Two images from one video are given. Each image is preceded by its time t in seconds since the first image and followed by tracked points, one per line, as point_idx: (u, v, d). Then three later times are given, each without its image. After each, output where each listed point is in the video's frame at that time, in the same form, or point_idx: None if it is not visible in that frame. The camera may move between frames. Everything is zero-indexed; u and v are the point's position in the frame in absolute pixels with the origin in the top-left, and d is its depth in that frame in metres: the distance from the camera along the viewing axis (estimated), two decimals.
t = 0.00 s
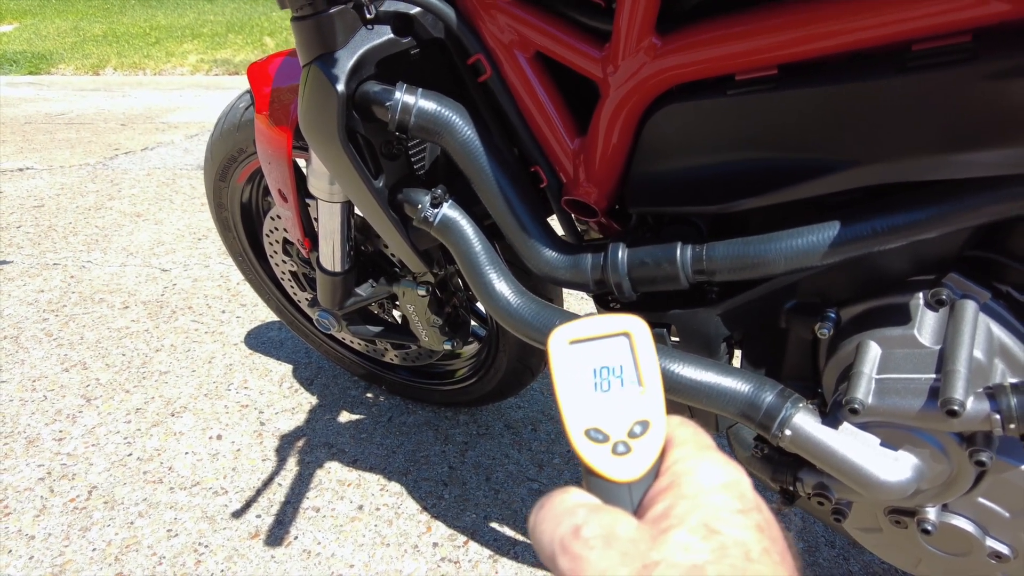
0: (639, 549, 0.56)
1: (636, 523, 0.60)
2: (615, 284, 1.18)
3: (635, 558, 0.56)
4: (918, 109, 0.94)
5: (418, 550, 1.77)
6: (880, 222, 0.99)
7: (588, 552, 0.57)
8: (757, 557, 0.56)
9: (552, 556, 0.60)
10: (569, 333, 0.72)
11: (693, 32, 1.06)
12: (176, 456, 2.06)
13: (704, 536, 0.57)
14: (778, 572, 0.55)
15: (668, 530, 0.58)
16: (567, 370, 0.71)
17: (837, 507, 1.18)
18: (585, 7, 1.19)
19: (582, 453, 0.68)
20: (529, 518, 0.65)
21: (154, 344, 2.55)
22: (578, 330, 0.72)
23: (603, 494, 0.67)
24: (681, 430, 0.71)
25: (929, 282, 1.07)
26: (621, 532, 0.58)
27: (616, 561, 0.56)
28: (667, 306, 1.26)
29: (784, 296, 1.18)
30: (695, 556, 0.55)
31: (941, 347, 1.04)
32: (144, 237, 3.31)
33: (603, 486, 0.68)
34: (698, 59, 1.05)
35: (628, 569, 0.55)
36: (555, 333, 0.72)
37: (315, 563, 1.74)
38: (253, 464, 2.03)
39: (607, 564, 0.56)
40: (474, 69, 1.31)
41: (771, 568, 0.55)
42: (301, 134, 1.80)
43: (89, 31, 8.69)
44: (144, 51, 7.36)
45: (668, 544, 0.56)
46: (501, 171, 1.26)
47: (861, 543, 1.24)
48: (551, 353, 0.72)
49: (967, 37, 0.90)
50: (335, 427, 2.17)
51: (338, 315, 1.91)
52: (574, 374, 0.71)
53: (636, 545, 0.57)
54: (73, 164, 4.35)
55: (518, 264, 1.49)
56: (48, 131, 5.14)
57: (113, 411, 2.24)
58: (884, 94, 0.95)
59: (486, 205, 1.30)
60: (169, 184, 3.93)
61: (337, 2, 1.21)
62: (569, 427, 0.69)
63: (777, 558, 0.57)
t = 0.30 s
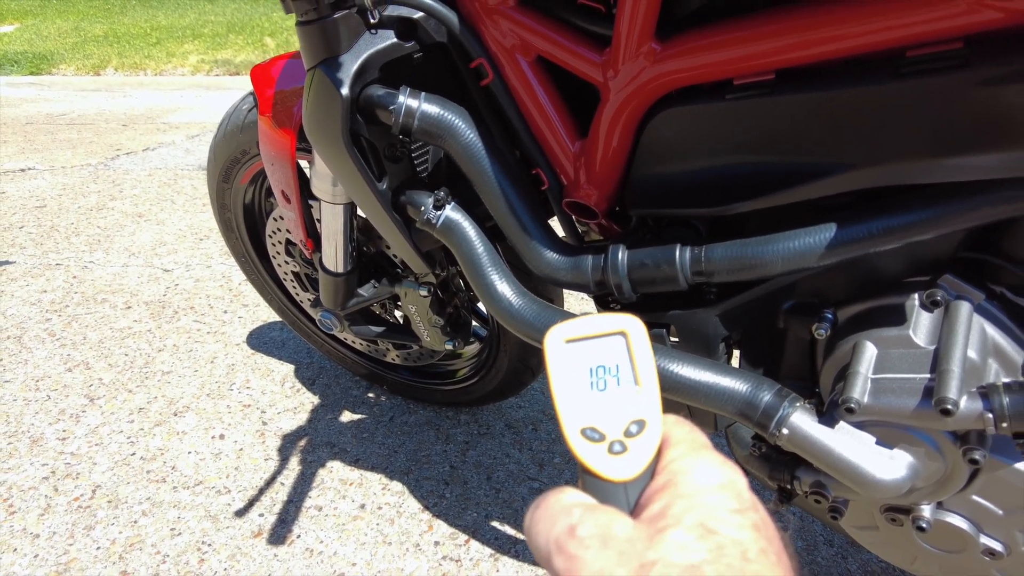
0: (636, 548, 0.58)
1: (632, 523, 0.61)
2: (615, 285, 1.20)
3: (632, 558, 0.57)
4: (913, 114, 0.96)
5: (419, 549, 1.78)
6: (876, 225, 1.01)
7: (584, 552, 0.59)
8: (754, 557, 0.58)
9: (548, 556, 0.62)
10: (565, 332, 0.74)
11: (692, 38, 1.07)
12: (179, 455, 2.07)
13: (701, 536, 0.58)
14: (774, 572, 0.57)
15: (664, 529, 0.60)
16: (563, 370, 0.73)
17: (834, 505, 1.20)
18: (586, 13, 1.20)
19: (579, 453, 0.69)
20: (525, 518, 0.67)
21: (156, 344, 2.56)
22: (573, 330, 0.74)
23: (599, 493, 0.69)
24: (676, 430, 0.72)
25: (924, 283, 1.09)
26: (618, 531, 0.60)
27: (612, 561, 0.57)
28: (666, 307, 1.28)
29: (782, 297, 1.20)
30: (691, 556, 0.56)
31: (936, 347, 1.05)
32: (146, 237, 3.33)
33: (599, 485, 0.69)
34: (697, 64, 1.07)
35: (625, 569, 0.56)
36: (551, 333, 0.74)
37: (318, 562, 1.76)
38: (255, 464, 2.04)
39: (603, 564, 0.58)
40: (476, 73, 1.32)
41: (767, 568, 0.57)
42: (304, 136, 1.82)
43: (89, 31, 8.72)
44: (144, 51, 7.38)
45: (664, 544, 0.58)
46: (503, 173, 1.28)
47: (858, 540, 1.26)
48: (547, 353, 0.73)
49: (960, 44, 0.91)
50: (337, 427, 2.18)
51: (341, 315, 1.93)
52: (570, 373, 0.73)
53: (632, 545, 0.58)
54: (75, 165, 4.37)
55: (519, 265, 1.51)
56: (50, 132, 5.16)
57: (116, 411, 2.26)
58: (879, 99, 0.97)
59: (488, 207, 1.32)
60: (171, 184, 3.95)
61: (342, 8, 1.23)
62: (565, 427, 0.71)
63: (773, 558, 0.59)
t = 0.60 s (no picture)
0: (639, 553, 0.59)
1: (633, 527, 0.62)
2: (614, 286, 1.21)
3: (634, 561, 0.58)
4: (908, 117, 0.97)
5: (420, 548, 1.80)
6: (873, 227, 1.02)
7: (587, 557, 0.60)
8: (754, 561, 0.59)
9: (550, 561, 0.63)
10: (565, 338, 0.75)
11: (691, 42, 1.09)
12: (181, 455, 2.09)
13: (702, 540, 0.60)
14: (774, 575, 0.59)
15: (667, 534, 0.61)
16: (563, 376, 0.73)
17: (831, 504, 1.21)
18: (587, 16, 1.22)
19: (581, 459, 0.70)
20: (527, 524, 0.67)
21: (158, 344, 2.58)
22: (573, 336, 0.75)
23: (601, 499, 0.69)
24: (676, 435, 0.74)
25: (920, 284, 1.10)
26: (620, 535, 0.61)
27: (615, 565, 0.58)
28: (665, 307, 1.29)
29: (780, 297, 1.21)
30: (693, 559, 0.58)
31: (931, 348, 1.07)
32: (147, 237, 3.34)
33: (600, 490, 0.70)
34: (696, 67, 1.08)
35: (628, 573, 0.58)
36: (551, 338, 0.74)
37: (319, 560, 1.77)
38: (257, 463, 2.06)
39: (605, 568, 0.59)
40: (478, 76, 1.34)
41: (767, 571, 0.59)
42: (305, 137, 1.83)
43: (89, 31, 8.74)
44: (145, 51, 7.41)
45: (667, 548, 0.59)
46: (504, 175, 1.29)
47: (855, 539, 1.28)
48: (547, 357, 0.74)
49: (955, 49, 0.93)
50: (338, 427, 2.20)
51: (342, 315, 1.94)
52: (570, 378, 0.74)
53: (635, 549, 0.60)
54: (75, 165, 4.38)
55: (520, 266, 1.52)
56: (50, 132, 5.18)
57: (118, 410, 2.27)
58: (875, 102, 0.98)
59: (489, 208, 1.33)
60: (172, 185, 3.96)
61: (344, 12, 1.24)
62: (566, 432, 0.71)
63: (774, 561, 0.60)
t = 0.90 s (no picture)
0: (638, 552, 0.59)
1: (633, 526, 0.63)
2: (615, 287, 1.21)
3: (634, 560, 0.58)
4: (908, 120, 0.97)
5: (421, 548, 1.80)
6: (873, 229, 1.02)
7: (587, 556, 0.60)
8: (755, 560, 0.59)
9: (551, 560, 0.63)
10: (565, 337, 0.75)
11: (692, 44, 1.09)
12: (182, 455, 2.09)
13: (703, 538, 0.59)
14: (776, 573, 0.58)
15: (666, 533, 0.61)
16: (563, 374, 0.74)
17: (832, 505, 1.22)
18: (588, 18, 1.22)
19: (581, 458, 0.70)
20: (527, 524, 0.68)
21: (158, 345, 2.58)
22: (573, 335, 0.75)
23: (602, 498, 0.70)
24: (677, 433, 0.74)
25: (921, 286, 1.11)
26: (620, 535, 0.61)
27: (615, 565, 0.59)
28: (666, 309, 1.29)
29: (781, 299, 1.21)
30: (693, 558, 0.57)
31: (932, 350, 1.07)
32: (148, 237, 3.34)
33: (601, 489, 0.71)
34: (697, 69, 1.08)
35: (628, 572, 0.58)
36: (551, 337, 0.74)
37: (320, 561, 1.77)
38: (258, 464, 2.06)
39: (606, 567, 0.59)
40: (478, 77, 1.34)
41: (768, 569, 0.58)
42: (306, 138, 1.83)
43: (90, 31, 8.75)
44: (145, 51, 7.41)
45: (666, 547, 0.59)
46: (505, 177, 1.29)
47: (856, 540, 1.28)
48: (547, 357, 0.74)
49: (955, 51, 0.93)
50: (339, 427, 2.20)
51: (343, 316, 1.95)
52: (571, 377, 0.74)
53: (634, 548, 0.60)
54: (76, 165, 4.38)
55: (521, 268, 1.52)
56: (51, 132, 5.18)
57: (119, 411, 2.27)
58: (875, 105, 0.99)
59: (490, 210, 1.33)
60: (173, 185, 3.97)
61: (345, 14, 1.25)
62: (567, 431, 0.72)
63: (775, 560, 0.60)
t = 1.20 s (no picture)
0: (644, 550, 0.59)
1: (638, 524, 0.63)
2: (613, 289, 1.22)
3: (639, 558, 0.59)
4: (905, 123, 0.97)
5: (420, 549, 1.80)
6: (870, 231, 1.03)
7: (591, 554, 0.61)
8: (760, 558, 0.59)
9: (555, 559, 0.64)
10: (572, 334, 0.75)
11: (690, 47, 1.09)
12: (181, 456, 2.09)
13: (708, 536, 0.60)
14: (781, 572, 0.59)
15: (672, 531, 0.61)
16: (568, 372, 0.74)
17: (830, 506, 1.22)
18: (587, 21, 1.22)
19: (586, 456, 0.70)
20: (532, 523, 0.68)
21: (158, 345, 2.58)
22: (579, 333, 0.75)
23: (606, 496, 0.70)
24: (681, 432, 0.74)
25: (918, 287, 1.11)
26: (624, 532, 0.61)
27: (620, 563, 0.59)
28: (664, 310, 1.29)
29: (779, 300, 1.22)
30: (699, 556, 0.58)
31: (929, 351, 1.07)
32: (147, 238, 3.35)
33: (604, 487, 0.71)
34: (695, 72, 1.09)
35: (633, 570, 0.58)
36: (556, 336, 0.74)
37: (319, 561, 1.77)
38: (257, 464, 2.06)
39: (610, 565, 0.59)
40: (477, 79, 1.34)
41: (773, 567, 0.59)
42: (305, 139, 1.84)
43: (90, 31, 8.76)
44: (145, 51, 7.41)
45: (672, 545, 0.59)
46: (503, 178, 1.30)
47: (854, 541, 1.28)
48: (552, 355, 0.74)
49: (952, 55, 0.93)
50: (338, 428, 2.20)
51: (343, 317, 1.95)
52: (576, 375, 0.74)
53: (639, 546, 0.60)
54: (75, 165, 4.38)
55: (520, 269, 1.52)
56: (51, 133, 5.18)
57: (119, 411, 2.28)
58: (872, 108, 0.99)
59: (489, 211, 1.33)
60: (173, 185, 3.97)
61: (344, 16, 1.25)
62: (571, 429, 0.72)
63: (780, 558, 0.60)
